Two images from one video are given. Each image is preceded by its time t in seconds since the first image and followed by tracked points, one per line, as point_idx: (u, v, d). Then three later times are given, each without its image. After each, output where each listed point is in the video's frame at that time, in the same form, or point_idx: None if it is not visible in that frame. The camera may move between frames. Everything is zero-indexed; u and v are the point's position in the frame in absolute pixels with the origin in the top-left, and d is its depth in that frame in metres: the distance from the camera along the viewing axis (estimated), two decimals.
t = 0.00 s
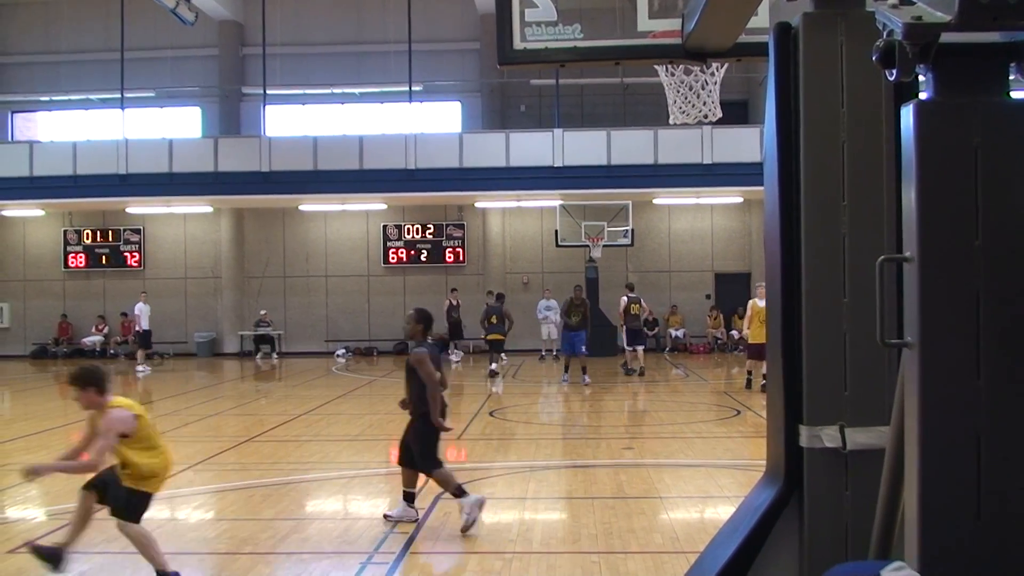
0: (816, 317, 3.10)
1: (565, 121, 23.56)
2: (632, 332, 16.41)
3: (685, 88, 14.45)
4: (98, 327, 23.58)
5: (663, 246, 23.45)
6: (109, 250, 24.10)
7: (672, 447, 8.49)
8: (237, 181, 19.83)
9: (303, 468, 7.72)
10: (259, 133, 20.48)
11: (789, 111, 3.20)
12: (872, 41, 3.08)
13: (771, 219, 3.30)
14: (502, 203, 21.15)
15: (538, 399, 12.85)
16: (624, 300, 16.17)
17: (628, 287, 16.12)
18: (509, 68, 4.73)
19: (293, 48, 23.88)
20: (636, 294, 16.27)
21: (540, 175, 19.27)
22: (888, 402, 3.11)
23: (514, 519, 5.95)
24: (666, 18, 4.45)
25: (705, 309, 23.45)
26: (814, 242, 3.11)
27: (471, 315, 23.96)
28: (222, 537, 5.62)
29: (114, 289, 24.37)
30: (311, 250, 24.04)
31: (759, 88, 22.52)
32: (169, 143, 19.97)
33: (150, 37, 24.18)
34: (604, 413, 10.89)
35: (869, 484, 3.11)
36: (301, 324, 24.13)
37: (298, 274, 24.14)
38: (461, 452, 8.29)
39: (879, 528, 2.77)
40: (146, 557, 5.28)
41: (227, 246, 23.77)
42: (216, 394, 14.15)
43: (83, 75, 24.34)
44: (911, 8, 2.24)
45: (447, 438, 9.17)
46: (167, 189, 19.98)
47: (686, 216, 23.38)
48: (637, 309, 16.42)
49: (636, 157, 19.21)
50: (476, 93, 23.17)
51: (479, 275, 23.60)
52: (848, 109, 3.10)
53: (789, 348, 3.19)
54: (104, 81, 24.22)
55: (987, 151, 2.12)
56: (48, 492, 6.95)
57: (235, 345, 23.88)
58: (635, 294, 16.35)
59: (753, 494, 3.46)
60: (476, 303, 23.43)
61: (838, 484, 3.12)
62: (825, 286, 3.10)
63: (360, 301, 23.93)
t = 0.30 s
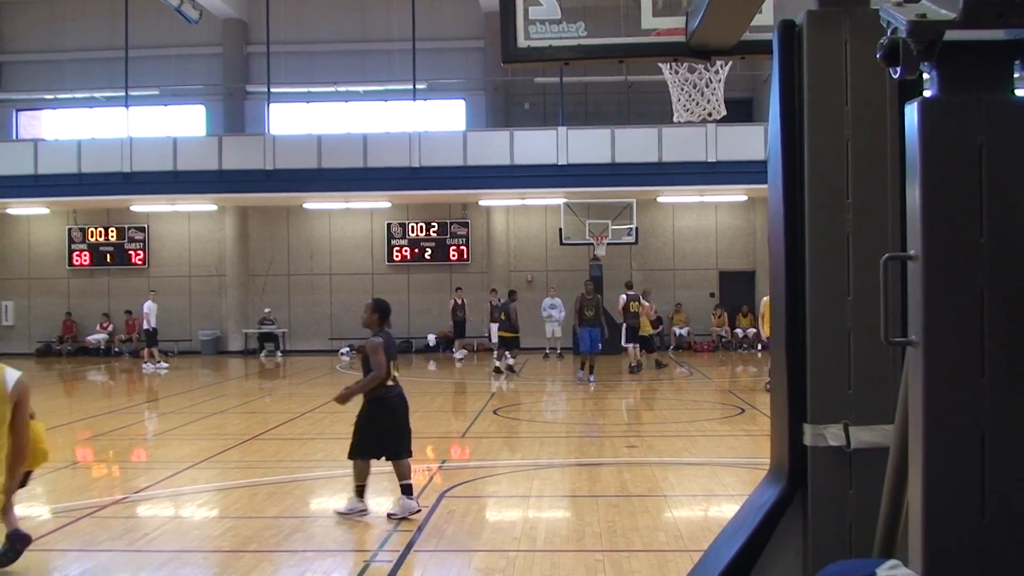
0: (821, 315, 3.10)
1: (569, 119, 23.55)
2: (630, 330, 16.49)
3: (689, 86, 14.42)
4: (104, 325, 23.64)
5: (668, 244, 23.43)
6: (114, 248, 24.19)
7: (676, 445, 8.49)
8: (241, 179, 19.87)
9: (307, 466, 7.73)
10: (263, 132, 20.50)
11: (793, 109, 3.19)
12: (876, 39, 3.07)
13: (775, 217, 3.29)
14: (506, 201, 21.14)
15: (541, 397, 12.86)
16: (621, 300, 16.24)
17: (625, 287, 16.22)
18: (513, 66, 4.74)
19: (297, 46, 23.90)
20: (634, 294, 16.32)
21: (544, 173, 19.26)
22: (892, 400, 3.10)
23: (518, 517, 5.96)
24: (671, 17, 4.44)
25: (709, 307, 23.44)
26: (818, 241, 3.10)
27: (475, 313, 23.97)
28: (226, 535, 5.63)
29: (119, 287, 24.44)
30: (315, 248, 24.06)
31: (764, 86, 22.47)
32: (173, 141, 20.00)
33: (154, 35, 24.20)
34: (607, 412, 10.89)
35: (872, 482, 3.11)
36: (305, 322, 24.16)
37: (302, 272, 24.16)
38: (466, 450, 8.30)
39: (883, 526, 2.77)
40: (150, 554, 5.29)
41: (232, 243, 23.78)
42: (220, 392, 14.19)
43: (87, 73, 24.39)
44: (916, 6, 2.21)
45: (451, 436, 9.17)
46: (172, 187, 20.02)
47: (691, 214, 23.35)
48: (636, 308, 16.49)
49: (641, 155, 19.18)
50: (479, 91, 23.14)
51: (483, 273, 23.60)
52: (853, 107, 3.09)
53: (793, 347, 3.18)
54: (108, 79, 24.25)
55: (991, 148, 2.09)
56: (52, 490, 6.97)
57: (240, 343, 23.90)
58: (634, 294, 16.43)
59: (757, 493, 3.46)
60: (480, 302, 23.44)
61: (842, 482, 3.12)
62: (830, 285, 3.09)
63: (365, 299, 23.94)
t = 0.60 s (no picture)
0: (838, 316, 3.10)
1: (584, 118, 23.54)
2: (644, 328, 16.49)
3: (705, 85, 14.39)
4: (121, 322, 23.73)
5: (684, 243, 23.38)
6: (131, 246, 24.19)
7: (692, 444, 8.49)
8: (258, 177, 19.90)
9: (324, 464, 7.77)
10: (278, 131, 20.52)
11: (810, 107, 3.19)
12: (893, 38, 3.08)
13: (792, 216, 3.29)
14: (521, 200, 21.13)
15: (556, 396, 12.88)
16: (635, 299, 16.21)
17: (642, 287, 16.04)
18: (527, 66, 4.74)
19: (312, 46, 23.93)
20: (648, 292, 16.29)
21: (560, 172, 19.25)
22: (911, 399, 3.10)
23: (535, 515, 5.97)
24: (686, 15, 4.50)
25: (725, 306, 23.40)
26: (835, 239, 3.10)
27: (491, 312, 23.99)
28: (244, 532, 5.65)
29: (136, 285, 24.45)
30: (331, 246, 24.11)
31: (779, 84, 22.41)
32: (189, 139, 20.03)
33: (169, 35, 24.27)
34: (623, 411, 10.89)
35: (890, 482, 3.11)
36: (321, 320, 24.20)
37: (318, 271, 24.20)
38: (481, 449, 8.32)
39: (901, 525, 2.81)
40: (168, 551, 5.31)
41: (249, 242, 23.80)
42: (237, 389, 14.25)
43: (103, 72, 24.47)
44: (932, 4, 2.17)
45: (467, 435, 9.19)
46: (188, 186, 20.07)
47: (707, 213, 23.30)
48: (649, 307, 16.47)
49: (656, 153, 19.15)
50: (495, 90, 23.14)
51: (498, 272, 23.61)
52: (870, 105, 3.09)
53: (810, 346, 3.17)
54: (124, 78, 24.31)
55: (1010, 145, 1.97)
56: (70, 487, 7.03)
57: (256, 342, 23.91)
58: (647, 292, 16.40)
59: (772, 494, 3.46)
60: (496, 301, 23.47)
61: (859, 481, 3.13)
62: (848, 284, 3.09)
63: (380, 298, 23.98)
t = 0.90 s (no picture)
0: (880, 315, 3.06)
1: (623, 116, 23.47)
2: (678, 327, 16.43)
3: (746, 83, 14.28)
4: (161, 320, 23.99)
5: (722, 242, 23.24)
6: (172, 244, 24.44)
7: (730, 444, 8.43)
8: (298, 176, 20.05)
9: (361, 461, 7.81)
10: (318, 129, 20.65)
11: (853, 105, 3.16)
12: (939, 34, 3.03)
13: (833, 215, 3.27)
14: (559, 198, 21.12)
15: (592, 395, 12.85)
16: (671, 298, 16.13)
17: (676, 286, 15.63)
18: (568, 62, 4.77)
19: (353, 44, 24.06)
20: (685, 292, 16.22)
21: (598, 171, 19.24)
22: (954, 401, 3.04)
23: (571, 514, 5.95)
24: (727, 12, 4.46)
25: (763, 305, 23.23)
26: (876, 238, 3.07)
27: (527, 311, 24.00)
28: (281, 529, 5.69)
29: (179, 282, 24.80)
30: (370, 244, 24.21)
31: (818, 82, 22.20)
32: (230, 137, 20.24)
33: (212, 35, 24.57)
34: (661, 410, 10.83)
35: (933, 484, 3.05)
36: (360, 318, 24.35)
37: (356, 269, 24.32)
38: (518, 447, 8.31)
39: (944, 525, 2.77)
40: (207, 547, 5.36)
41: (290, 241, 23.96)
42: (276, 386, 14.39)
43: (146, 72, 24.77)
44: None
45: (504, 433, 9.19)
46: (229, 183, 20.26)
47: (745, 212, 23.15)
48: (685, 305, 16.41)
49: (694, 151, 19.07)
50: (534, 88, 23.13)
51: (535, 270, 23.60)
52: (913, 102, 3.05)
53: (852, 344, 3.16)
54: (167, 77, 24.62)
55: None
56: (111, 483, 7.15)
57: (295, 339, 24.08)
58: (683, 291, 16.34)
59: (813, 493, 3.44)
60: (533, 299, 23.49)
61: (900, 483, 3.08)
62: (889, 284, 3.05)
63: (419, 296, 24.08)
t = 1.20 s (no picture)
0: (893, 315, 3.05)
1: (633, 117, 23.44)
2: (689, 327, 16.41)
3: (758, 82, 14.26)
4: (173, 319, 24.12)
5: (733, 242, 23.20)
6: (184, 245, 24.50)
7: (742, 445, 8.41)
8: (309, 176, 20.10)
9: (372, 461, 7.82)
10: (329, 130, 20.69)
11: (865, 105, 3.16)
12: (953, 34, 3.02)
13: (846, 215, 3.26)
14: (570, 198, 21.11)
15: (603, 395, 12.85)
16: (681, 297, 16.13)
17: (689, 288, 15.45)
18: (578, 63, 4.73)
19: (364, 45, 24.07)
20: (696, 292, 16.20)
21: (608, 171, 19.23)
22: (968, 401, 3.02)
23: (582, 515, 5.95)
24: (738, 12, 4.46)
25: (774, 306, 23.18)
26: (890, 239, 3.05)
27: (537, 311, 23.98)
28: (293, 528, 5.70)
29: (191, 283, 24.74)
30: (380, 244, 24.24)
31: (830, 82, 22.16)
32: (241, 138, 20.29)
33: (223, 35, 24.62)
34: (672, 411, 10.81)
35: (947, 485, 3.04)
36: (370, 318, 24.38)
37: (367, 269, 24.35)
38: (529, 448, 8.31)
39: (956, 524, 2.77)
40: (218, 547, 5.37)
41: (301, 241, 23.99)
42: (287, 386, 14.43)
43: (157, 73, 24.83)
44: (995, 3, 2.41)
45: (515, 433, 9.20)
46: (239, 183, 20.31)
47: (757, 212, 23.10)
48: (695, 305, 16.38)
49: (705, 151, 19.05)
50: (544, 88, 23.10)
51: (546, 271, 23.59)
52: (927, 102, 3.04)
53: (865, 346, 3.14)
54: (179, 78, 24.70)
55: None
56: (124, 482, 7.18)
57: (306, 339, 24.11)
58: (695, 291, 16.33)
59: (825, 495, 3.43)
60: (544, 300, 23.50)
61: (913, 483, 3.07)
62: (902, 284, 3.04)
63: (429, 296, 24.09)
